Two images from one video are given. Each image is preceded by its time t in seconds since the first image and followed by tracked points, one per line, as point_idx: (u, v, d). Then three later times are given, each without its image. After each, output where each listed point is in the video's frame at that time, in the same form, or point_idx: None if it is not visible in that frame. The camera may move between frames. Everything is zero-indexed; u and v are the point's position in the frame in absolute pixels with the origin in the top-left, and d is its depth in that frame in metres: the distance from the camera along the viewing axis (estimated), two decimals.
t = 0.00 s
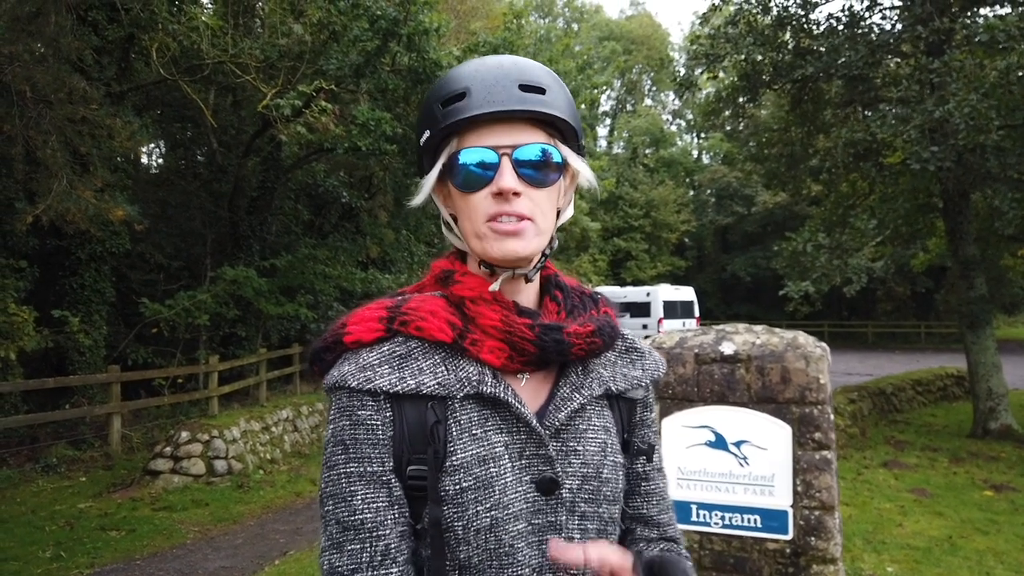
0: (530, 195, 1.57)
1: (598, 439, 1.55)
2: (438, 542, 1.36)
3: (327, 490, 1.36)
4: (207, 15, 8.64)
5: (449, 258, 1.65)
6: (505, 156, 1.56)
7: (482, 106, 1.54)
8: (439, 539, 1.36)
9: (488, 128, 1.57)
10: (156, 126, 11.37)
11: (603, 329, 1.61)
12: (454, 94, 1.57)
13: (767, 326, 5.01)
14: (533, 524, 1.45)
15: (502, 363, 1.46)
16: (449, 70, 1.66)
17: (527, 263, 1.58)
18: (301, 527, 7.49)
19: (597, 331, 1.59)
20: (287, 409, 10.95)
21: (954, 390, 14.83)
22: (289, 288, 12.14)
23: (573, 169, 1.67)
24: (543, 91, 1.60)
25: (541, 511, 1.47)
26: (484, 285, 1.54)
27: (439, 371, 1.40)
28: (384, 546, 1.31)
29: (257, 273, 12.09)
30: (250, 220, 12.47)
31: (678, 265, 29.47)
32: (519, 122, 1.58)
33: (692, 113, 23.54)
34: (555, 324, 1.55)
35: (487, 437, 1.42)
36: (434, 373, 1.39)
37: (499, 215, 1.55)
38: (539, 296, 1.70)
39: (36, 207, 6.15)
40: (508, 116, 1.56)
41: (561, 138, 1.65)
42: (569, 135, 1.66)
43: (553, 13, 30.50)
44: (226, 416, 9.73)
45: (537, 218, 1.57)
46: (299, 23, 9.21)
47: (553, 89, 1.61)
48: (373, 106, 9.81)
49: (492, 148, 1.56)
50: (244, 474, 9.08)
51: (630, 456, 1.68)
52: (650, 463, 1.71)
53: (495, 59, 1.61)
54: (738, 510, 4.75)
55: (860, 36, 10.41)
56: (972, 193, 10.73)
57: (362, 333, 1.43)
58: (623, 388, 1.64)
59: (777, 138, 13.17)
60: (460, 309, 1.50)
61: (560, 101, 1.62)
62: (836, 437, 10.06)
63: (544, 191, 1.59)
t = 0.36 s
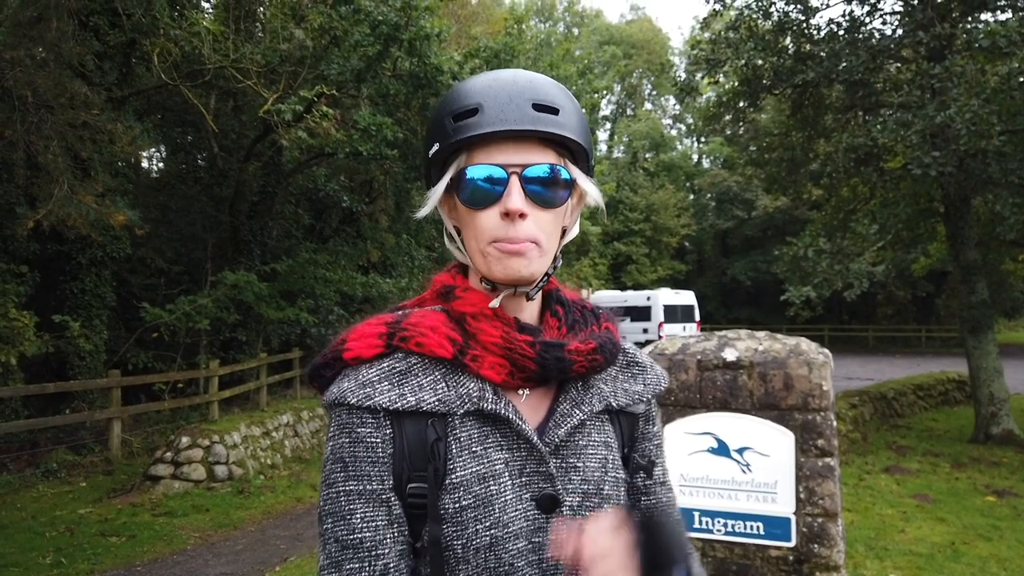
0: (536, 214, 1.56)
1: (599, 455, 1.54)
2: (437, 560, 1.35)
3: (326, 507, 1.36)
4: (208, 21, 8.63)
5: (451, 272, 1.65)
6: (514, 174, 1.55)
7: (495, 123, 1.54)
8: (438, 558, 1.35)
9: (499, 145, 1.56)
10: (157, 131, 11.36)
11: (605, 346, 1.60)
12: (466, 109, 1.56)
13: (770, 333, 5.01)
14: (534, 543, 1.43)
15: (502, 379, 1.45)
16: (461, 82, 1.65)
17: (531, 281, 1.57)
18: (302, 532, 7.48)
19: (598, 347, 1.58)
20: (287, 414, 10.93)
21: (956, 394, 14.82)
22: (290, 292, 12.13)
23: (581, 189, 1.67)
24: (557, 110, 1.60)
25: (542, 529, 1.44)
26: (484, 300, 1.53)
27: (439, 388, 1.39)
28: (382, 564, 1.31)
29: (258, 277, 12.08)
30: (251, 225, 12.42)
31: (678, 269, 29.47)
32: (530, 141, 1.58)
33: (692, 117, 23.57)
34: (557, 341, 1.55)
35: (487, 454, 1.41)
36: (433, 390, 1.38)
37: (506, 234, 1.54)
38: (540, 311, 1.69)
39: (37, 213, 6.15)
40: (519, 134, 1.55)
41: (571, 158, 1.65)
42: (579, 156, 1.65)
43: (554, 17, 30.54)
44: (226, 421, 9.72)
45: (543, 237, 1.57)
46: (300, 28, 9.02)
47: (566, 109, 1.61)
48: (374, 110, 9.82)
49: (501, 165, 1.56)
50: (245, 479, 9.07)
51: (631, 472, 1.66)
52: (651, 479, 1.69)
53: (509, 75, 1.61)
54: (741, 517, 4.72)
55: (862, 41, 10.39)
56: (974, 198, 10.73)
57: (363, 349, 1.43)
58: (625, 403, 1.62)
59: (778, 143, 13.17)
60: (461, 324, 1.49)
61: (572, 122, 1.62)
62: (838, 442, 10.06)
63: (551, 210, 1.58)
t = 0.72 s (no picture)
0: (544, 214, 1.57)
1: (600, 453, 1.55)
2: (442, 557, 1.36)
3: (331, 504, 1.36)
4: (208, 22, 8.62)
5: (456, 270, 1.65)
6: (523, 174, 1.56)
7: (506, 122, 1.54)
8: (444, 555, 1.36)
9: (509, 144, 1.56)
10: (157, 132, 11.36)
11: (607, 345, 1.61)
12: (478, 107, 1.55)
13: (770, 332, 5.02)
14: (537, 539, 1.45)
15: (506, 377, 1.45)
16: (472, 79, 1.65)
17: (537, 281, 1.58)
18: (302, 533, 7.49)
19: (601, 347, 1.59)
20: (287, 415, 10.94)
21: (955, 394, 14.83)
22: (289, 293, 12.14)
23: (589, 190, 1.67)
24: (569, 112, 1.60)
25: (544, 525, 1.46)
26: (490, 299, 1.53)
27: (444, 386, 1.39)
28: (387, 561, 1.32)
29: (258, 278, 12.09)
30: (251, 225, 12.46)
31: (678, 270, 29.48)
32: (541, 141, 1.58)
33: (692, 118, 23.58)
34: (561, 341, 1.55)
35: (491, 452, 1.42)
36: (438, 389, 1.38)
37: (514, 234, 1.54)
38: (543, 310, 1.70)
39: (38, 213, 6.16)
40: (530, 134, 1.55)
41: (580, 159, 1.65)
42: (589, 158, 1.66)
43: (553, 18, 30.59)
44: (226, 422, 9.73)
45: (550, 237, 1.58)
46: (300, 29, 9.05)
47: (578, 109, 1.61)
48: (374, 111, 9.84)
49: (511, 164, 1.56)
50: (245, 480, 9.07)
51: (631, 468, 1.67)
52: (649, 476, 1.70)
53: (520, 74, 1.60)
54: (742, 517, 4.72)
55: (861, 41, 10.41)
56: (973, 198, 10.75)
57: (367, 348, 1.42)
58: (625, 401, 1.63)
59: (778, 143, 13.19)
60: (466, 324, 1.49)
61: (583, 122, 1.62)
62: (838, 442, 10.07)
63: (560, 211, 1.59)
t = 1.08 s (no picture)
0: (549, 217, 1.56)
1: (598, 458, 1.54)
2: (436, 557, 1.36)
3: (326, 500, 1.36)
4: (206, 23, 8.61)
5: (460, 269, 1.64)
6: (529, 174, 1.55)
7: (514, 120, 1.54)
8: (438, 555, 1.36)
9: (517, 143, 1.56)
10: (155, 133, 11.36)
11: (610, 351, 1.60)
12: (486, 106, 1.55)
13: (767, 333, 5.02)
14: (531, 542, 1.45)
15: (506, 380, 1.44)
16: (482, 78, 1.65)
17: (538, 283, 1.57)
18: (300, 534, 7.48)
19: (603, 353, 1.58)
20: (285, 416, 10.92)
21: (953, 395, 14.84)
22: (288, 294, 12.14)
23: (596, 194, 1.66)
24: (578, 114, 1.60)
25: (538, 529, 1.46)
26: (491, 300, 1.52)
27: (444, 387, 1.39)
28: (381, 559, 1.32)
29: (256, 279, 12.09)
30: (249, 227, 12.40)
31: (676, 271, 29.48)
32: (550, 142, 1.57)
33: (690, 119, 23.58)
34: (562, 345, 1.54)
35: (489, 454, 1.41)
36: (438, 389, 1.38)
37: (516, 233, 1.54)
38: (546, 313, 1.69)
39: (35, 215, 6.15)
40: (537, 134, 1.55)
41: (589, 163, 1.65)
42: (598, 162, 1.65)
43: (552, 19, 30.61)
44: (223, 423, 9.72)
45: (553, 240, 1.57)
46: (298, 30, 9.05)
47: (587, 112, 1.61)
48: (372, 112, 9.87)
49: (517, 164, 1.55)
50: (243, 481, 9.07)
51: (630, 473, 1.66)
52: (647, 482, 1.69)
53: (533, 75, 1.60)
54: (738, 517, 4.74)
55: (858, 42, 10.43)
56: (971, 199, 10.76)
57: (368, 345, 1.42)
58: (626, 406, 1.62)
59: (775, 144, 13.20)
60: (468, 325, 1.48)
61: (592, 126, 1.61)
62: (836, 442, 10.06)
63: (565, 213, 1.58)
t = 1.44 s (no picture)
0: (552, 197, 1.58)
1: (590, 440, 1.56)
2: (429, 535, 1.38)
3: (320, 476, 1.38)
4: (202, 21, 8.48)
5: (458, 249, 1.65)
6: (535, 153, 1.57)
7: (524, 97, 1.56)
8: (430, 533, 1.38)
9: (525, 121, 1.58)
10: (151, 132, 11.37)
11: (605, 335, 1.62)
12: (498, 81, 1.57)
13: (759, 329, 5.05)
14: (522, 522, 1.47)
15: (501, 361, 1.47)
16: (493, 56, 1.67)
17: (536, 263, 1.59)
18: (295, 532, 7.50)
19: (598, 337, 1.59)
20: (281, 415, 10.93)
21: (947, 394, 14.89)
22: (283, 294, 12.16)
23: (599, 180, 1.69)
24: (587, 98, 1.62)
25: (530, 509, 1.48)
26: (488, 279, 1.54)
27: (439, 367, 1.40)
28: (373, 535, 1.34)
29: (252, 279, 12.11)
30: (245, 226, 12.43)
31: (672, 271, 29.53)
32: (557, 123, 1.60)
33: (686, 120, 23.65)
34: (558, 328, 1.56)
35: (482, 434, 1.43)
36: (433, 368, 1.40)
37: (519, 210, 1.55)
38: (543, 295, 1.72)
39: (30, 213, 6.15)
40: (546, 114, 1.57)
41: (593, 148, 1.67)
42: (602, 148, 1.68)
43: (548, 20, 30.67)
44: (219, 421, 9.72)
45: (555, 221, 1.58)
46: (294, 29, 9.06)
47: (596, 97, 1.63)
48: (367, 111, 10.07)
49: (524, 142, 1.57)
50: (238, 480, 9.08)
51: (621, 457, 1.68)
52: (638, 465, 1.71)
53: (545, 55, 1.63)
54: (730, 512, 4.76)
55: (852, 43, 10.48)
56: (965, 198, 10.80)
57: (365, 323, 1.43)
58: (619, 390, 1.64)
59: (770, 145, 13.25)
60: (465, 305, 1.50)
61: (601, 112, 1.64)
62: (830, 441, 10.10)
63: (568, 195, 1.60)
